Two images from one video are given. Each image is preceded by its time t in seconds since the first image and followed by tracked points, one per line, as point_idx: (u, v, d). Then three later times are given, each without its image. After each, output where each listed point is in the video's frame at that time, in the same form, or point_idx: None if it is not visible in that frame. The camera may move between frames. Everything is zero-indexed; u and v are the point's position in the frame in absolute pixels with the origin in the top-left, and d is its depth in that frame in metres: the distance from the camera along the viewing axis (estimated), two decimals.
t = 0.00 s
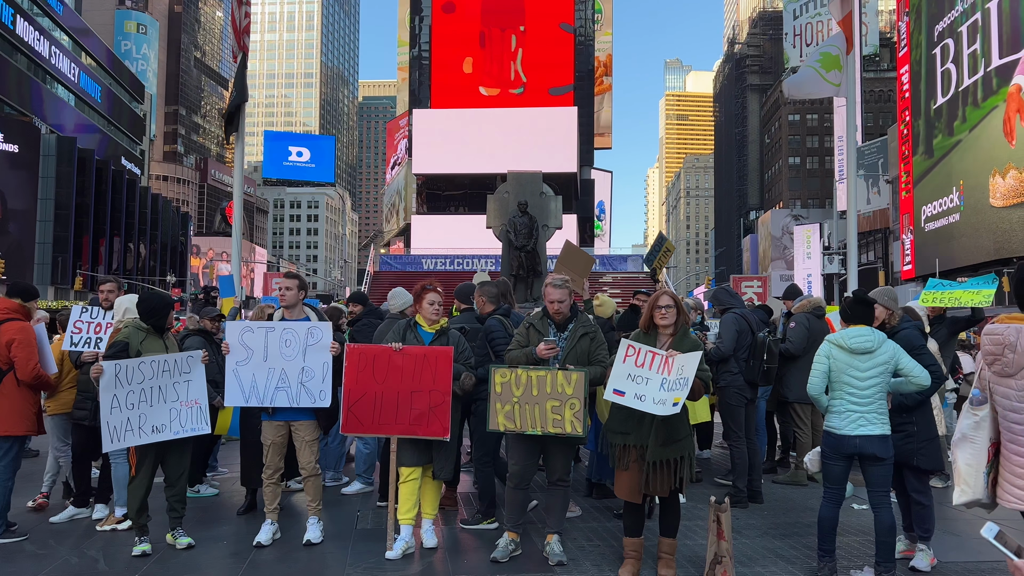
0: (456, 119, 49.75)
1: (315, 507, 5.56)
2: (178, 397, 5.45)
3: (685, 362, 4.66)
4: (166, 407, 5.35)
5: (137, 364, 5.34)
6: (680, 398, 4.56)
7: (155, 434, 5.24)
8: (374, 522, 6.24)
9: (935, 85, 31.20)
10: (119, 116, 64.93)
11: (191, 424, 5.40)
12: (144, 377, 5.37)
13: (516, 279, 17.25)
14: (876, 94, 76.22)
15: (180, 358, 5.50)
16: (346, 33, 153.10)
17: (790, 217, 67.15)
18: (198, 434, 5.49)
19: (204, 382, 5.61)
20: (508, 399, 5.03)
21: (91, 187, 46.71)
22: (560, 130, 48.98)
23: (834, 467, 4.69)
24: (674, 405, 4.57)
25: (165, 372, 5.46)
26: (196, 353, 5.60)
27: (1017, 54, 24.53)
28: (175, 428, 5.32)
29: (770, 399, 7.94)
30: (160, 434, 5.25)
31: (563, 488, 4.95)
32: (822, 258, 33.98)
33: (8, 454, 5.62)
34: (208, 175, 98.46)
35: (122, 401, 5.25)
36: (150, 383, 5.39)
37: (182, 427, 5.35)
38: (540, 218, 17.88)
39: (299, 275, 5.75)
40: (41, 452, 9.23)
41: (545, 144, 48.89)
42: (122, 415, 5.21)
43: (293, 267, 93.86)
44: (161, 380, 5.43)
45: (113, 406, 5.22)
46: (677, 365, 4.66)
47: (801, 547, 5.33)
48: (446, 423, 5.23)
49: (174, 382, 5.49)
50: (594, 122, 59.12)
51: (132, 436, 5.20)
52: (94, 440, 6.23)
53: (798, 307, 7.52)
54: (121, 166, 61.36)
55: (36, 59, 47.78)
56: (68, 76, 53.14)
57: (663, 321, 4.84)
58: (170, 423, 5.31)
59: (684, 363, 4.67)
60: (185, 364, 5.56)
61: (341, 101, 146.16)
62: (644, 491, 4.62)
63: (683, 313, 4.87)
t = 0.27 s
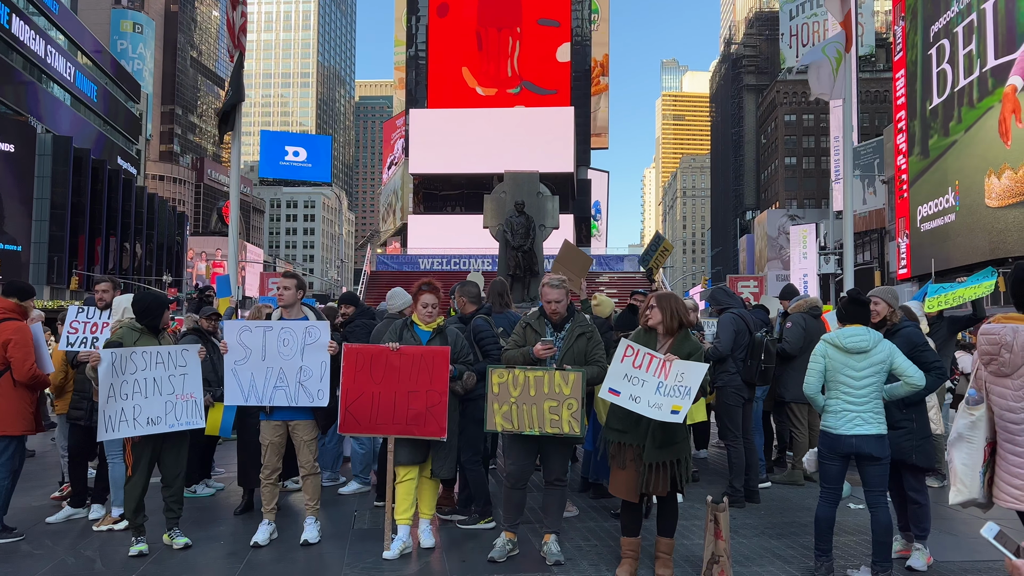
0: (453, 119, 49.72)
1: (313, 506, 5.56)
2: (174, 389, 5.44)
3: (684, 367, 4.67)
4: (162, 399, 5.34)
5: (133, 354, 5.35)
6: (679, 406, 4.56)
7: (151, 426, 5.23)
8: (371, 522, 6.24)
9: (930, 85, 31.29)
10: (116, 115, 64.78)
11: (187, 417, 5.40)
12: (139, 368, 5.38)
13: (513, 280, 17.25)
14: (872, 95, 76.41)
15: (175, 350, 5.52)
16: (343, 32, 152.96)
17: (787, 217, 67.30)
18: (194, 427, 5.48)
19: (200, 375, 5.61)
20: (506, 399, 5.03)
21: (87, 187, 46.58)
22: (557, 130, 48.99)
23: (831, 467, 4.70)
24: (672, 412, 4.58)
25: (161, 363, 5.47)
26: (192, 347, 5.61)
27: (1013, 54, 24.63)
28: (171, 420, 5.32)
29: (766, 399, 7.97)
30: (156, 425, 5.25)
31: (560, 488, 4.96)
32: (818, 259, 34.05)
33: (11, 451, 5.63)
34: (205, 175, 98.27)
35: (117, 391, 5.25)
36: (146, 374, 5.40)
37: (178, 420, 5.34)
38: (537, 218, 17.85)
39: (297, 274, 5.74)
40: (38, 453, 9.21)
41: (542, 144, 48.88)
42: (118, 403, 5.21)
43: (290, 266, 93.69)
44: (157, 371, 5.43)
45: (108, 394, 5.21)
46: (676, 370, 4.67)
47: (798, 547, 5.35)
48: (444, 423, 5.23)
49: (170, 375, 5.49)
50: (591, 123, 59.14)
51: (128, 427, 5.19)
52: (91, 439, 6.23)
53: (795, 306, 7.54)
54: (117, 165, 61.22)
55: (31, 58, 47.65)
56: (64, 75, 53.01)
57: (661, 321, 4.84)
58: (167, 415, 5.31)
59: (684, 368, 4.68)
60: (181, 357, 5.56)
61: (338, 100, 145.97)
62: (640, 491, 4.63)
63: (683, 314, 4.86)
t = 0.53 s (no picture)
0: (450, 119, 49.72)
1: (311, 507, 5.55)
2: (173, 386, 5.44)
3: (680, 373, 4.69)
4: (159, 396, 5.34)
5: (130, 350, 5.34)
6: (677, 413, 4.58)
7: (148, 424, 5.24)
8: (369, 522, 6.24)
9: (927, 85, 31.37)
10: (112, 115, 64.66)
11: (184, 414, 5.40)
12: (134, 365, 5.36)
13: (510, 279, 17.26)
14: (869, 95, 76.55)
15: (176, 347, 5.53)
16: (340, 32, 152.91)
17: (783, 217, 67.51)
18: (191, 425, 5.49)
19: (198, 374, 5.62)
20: (504, 399, 5.03)
21: (83, 186, 46.51)
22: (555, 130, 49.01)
23: (829, 467, 4.72)
24: (667, 416, 4.59)
25: (159, 361, 5.46)
26: (191, 344, 5.61)
27: (1009, 54, 24.71)
28: (169, 418, 5.32)
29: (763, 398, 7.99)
30: (153, 423, 5.24)
31: (558, 488, 4.96)
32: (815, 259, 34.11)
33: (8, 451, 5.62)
34: (202, 174, 98.19)
35: (112, 387, 5.25)
36: (144, 371, 5.39)
37: (176, 417, 5.35)
38: (534, 217, 17.88)
39: (297, 274, 5.73)
40: (34, 452, 9.18)
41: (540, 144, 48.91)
42: (114, 400, 5.21)
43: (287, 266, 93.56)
44: (155, 369, 5.43)
45: (105, 391, 5.20)
46: (672, 375, 4.69)
47: (796, 546, 5.36)
48: (442, 423, 5.23)
49: (168, 372, 5.49)
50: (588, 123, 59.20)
51: (125, 423, 5.18)
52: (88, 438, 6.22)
53: (792, 306, 7.54)
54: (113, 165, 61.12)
55: (28, 57, 47.55)
56: (60, 75, 52.90)
57: (658, 321, 4.85)
58: (164, 412, 5.31)
59: (680, 375, 4.70)
60: (180, 355, 5.56)
61: (335, 100, 145.92)
62: (637, 491, 4.64)
63: (681, 315, 4.86)
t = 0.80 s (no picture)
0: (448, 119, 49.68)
1: (309, 506, 5.55)
2: (171, 387, 5.44)
3: (676, 373, 4.69)
4: (158, 397, 5.33)
5: (128, 352, 5.34)
6: (675, 414, 4.59)
7: (146, 425, 5.23)
8: (367, 522, 6.23)
9: (924, 86, 31.41)
10: (109, 114, 64.46)
11: (181, 416, 5.39)
12: (132, 365, 5.36)
13: (508, 279, 17.25)
14: (867, 95, 76.66)
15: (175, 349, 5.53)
16: (338, 32, 152.80)
17: (781, 217, 67.67)
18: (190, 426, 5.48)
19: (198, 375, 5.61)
20: (502, 399, 5.04)
21: (80, 186, 46.35)
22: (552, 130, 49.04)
23: (827, 466, 4.72)
24: (665, 417, 4.60)
25: (157, 363, 5.46)
26: (191, 347, 5.60)
27: (1006, 54, 24.74)
28: (166, 418, 5.32)
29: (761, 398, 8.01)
30: (151, 424, 5.24)
31: (556, 488, 4.97)
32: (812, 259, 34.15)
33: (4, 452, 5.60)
34: (199, 174, 98.06)
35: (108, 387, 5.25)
36: (141, 372, 5.38)
37: (174, 419, 5.34)
38: (531, 217, 17.90)
39: (296, 274, 5.72)
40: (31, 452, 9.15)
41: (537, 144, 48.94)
42: (111, 401, 5.20)
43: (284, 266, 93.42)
44: (153, 370, 5.42)
45: (100, 391, 5.20)
46: (669, 375, 4.69)
47: (795, 546, 5.36)
48: (441, 424, 5.22)
49: (167, 373, 5.50)
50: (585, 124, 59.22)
51: (121, 423, 5.17)
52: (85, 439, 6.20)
53: (791, 306, 7.54)
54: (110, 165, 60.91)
55: (24, 56, 47.35)
56: (57, 74, 52.68)
57: (656, 321, 4.84)
58: (162, 413, 5.31)
59: (677, 375, 4.70)
60: (180, 357, 5.57)
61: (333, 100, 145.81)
62: (635, 492, 4.64)
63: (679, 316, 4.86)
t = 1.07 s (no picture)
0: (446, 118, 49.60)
1: (308, 507, 5.55)
2: (171, 387, 5.43)
3: (674, 372, 4.70)
4: (157, 398, 5.33)
5: (127, 352, 5.35)
6: (673, 413, 4.59)
7: (145, 425, 5.22)
8: (366, 522, 6.23)
9: (922, 86, 31.44)
10: (106, 114, 64.27)
11: (182, 416, 5.37)
12: (133, 365, 5.37)
13: (506, 279, 17.22)
14: (864, 95, 76.74)
15: (176, 350, 5.52)
16: (336, 32, 152.69)
17: (779, 217, 67.80)
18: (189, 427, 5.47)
19: (198, 376, 5.59)
20: (501, 398, 5.05)
21: (78, 186, 46.22)
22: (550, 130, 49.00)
23: (826, 467, 4.73)
24: (664, 417, 4.61)
25: (158, 363, 5.45)
26: (192, 347, 5.59)
27: (1004, 54, 24.75)
28: (166, 419, 5.30)
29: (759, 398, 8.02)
30: (150, 424, 5.24)
31: (555, 488, 4.97)
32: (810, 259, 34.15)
33: (2, 451, 5.58)
34: (197, 175, 97.91)
35: (109, 387, 5.26)
36: (140, 371, 5.38)
37: (173, 419, 5.33)
38: (529, 216, 17.88)
39: (296, 274, 5.72)
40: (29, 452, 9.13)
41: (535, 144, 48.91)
42: (108, 400, 5.21)
43: (281, 266, 93.29)
44: (153, 369, 5.42)
45: (98, 391, 5.22)
46: (666, 374, 4.70)
47: (794, 546, 5.37)
48: (441, 424, 5.22)
49: (168, 372, 5.49)
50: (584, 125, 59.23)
51: (120, 424, 5.16)
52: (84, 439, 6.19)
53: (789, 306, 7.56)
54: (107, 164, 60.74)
55: (22, 56, 47.17)
56: (54, 73, 52.49)
57: (655, 321, 4.85)
58: (161, 413, 5.30)
59: (674, 374, 4.71)
60: (181, 357, 5.55)
61: (331, 100, 145.71)
62: (634, 493, 4.64)
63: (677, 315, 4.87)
